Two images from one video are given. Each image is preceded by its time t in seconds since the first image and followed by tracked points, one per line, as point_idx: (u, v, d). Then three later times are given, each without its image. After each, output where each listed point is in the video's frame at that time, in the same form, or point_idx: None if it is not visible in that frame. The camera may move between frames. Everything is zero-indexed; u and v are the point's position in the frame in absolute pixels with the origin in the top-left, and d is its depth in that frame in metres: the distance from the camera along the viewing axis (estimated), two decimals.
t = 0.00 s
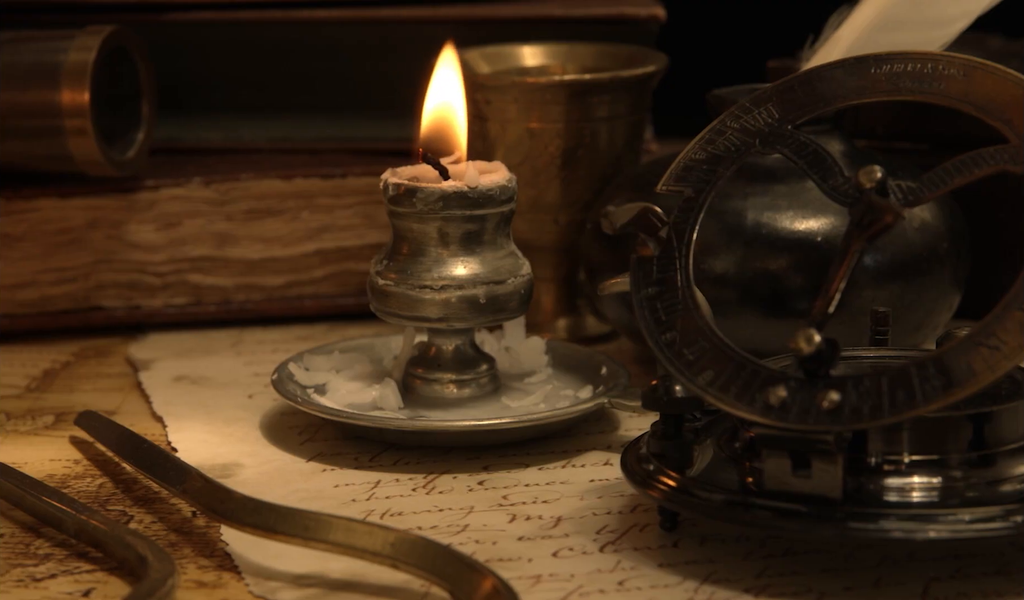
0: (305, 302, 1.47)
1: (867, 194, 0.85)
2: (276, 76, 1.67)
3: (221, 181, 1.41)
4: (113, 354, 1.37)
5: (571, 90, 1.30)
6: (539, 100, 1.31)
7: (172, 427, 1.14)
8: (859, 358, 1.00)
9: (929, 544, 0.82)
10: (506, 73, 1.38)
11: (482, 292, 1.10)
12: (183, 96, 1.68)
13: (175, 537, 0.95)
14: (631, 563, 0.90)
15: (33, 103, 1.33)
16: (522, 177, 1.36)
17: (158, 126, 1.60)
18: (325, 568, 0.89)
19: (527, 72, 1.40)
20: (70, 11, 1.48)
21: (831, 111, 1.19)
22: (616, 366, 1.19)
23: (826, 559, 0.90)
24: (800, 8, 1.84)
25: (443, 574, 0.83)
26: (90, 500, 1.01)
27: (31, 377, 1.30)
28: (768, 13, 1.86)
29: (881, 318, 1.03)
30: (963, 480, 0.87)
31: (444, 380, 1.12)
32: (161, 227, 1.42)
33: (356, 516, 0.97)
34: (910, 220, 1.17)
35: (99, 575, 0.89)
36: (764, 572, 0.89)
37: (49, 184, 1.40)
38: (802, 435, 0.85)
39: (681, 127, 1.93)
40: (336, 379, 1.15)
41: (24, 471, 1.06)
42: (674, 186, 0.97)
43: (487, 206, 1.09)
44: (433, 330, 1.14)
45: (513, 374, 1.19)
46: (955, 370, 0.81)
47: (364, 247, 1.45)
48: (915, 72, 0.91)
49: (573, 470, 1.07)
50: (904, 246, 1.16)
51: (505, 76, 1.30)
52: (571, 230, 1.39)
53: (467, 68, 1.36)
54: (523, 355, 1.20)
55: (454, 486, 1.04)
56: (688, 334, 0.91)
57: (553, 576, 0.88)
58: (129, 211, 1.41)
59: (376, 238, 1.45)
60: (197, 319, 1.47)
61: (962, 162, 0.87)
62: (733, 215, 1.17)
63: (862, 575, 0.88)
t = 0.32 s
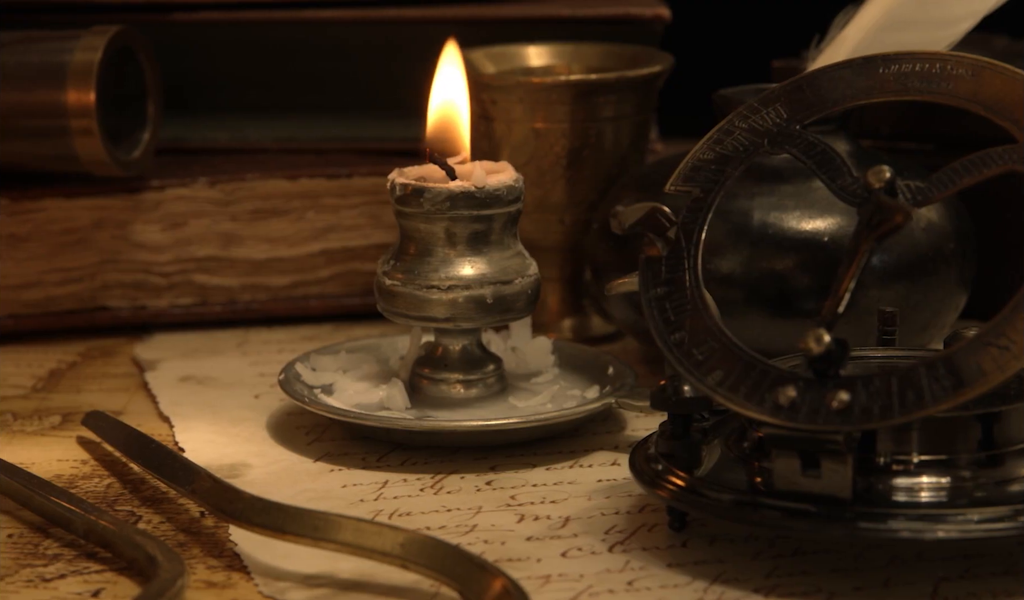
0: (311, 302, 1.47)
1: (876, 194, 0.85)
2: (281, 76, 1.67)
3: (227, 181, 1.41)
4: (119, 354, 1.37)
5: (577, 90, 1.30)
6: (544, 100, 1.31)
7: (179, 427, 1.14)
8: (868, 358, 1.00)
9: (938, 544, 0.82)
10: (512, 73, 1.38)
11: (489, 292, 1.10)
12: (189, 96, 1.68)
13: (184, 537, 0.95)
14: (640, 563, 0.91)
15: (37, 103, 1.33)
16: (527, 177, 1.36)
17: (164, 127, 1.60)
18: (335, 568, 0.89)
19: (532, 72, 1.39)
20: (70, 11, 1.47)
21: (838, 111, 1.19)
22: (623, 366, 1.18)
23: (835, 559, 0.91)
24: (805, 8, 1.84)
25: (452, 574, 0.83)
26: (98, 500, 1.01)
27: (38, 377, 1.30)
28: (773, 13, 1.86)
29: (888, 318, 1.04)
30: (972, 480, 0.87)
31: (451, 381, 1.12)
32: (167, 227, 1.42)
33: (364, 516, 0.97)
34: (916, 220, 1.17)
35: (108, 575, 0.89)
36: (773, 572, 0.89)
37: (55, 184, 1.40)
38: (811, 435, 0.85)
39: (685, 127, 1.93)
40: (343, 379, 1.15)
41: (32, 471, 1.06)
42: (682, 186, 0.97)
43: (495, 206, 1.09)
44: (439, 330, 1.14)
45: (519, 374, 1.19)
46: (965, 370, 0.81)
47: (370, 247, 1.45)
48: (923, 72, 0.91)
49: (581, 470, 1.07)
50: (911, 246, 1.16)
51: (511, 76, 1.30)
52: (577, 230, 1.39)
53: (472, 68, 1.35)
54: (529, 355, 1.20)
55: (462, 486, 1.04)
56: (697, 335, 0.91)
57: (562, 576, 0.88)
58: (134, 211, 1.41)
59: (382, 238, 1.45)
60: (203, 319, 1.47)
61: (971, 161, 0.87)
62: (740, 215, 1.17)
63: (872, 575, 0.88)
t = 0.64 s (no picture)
0: (318, 302, 1.47)
1: (888, 194, 0.86)
2: (282, 76, 1.65)
3: (234, 181, 1.41)
4: (126, 354, 1.37)
5: (585, 90, 1.29)
6: (552, 100, 1.31)
7: (188, 427, 1.14)
8: (878, 358, 1.00)
9: (949, 545, 0.82)
10: (519, 73, 1.38)
11: (498, 292, 1.10)
12: (192, 96, 1.66)
13: (196, 537, 0.95)
14: (651, 563, 0.91)
15: (44, 103, 1.33)
16: (535, 178, 1.36)
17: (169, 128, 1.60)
18: (346, 568, 0.89)
19: (540, 72, 1.39)
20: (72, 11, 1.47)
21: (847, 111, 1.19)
22: (631, 366, 1.18)
23: (847, 559, 0.91)
24: (811, 8, 1.84)
25: (465, 574, 0.83)
26: (109, 501, 1.01)
27: (46, 377, 1.30)
28: (779, 13, 1.86)
29: (898, 318, 1.04)
30: (982, 480, 0.87)
31: (460, 381, 1.12)
32: (174, 228, 1.42)
33: (375, 516, 0.97)
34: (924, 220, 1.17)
35: (120, 576, 0.89)
36: (785, 572, 0.89)
37: (62, 184, 1.40)
38: (823, 435, 0.85)
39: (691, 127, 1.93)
40: (352, 379, 1.15)
41: (41, 471, 1.06)
42: (693, 186, 0.97)
43: (504, 206, 1.09)
44: (448, 330, 1.14)
45: (528, 374, 1.19)
46: (978, 370, 0.81)
47: (377, 247, 1.45)
48: (934, 72, 0.91)
49: (591, 471, 1.07)
50: (920, 246, 1.16)
51: (519, 76, 1.30)
52: (584, 230, 1.39)
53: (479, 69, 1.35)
54: (537, 355, 1.20)
55: (472, 486, 1.04)
56: (708, 335, 0.91)
57: (574, 576, 0.88)
58: (141, 211, 1.41)
59: (389, 238, 1.45)
60: (210, 320, 1.47)
61: (982, 162, 0.87)
62: (749, 216, 1.17)
63: (883, 575, 0.88)
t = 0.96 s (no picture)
0: (327, 302, 1.46)
1: (903, 194, 0.86)
2: (297, 76, 1.64)
3: (243, 181, 1.41)
4: (136, 354, 1.37)
5: (595, 90, 1.29)
6: (562, 100, 1.31)
7: (200, 428, 1.14)
8: (892, 358, 1.00)
9: (965, 544, 0.82)
10: (529, 73, 1.38)
11: (511, 292, 1.10)
12: (204, 97, 1.66)
13: (210, 537, 0.95)
14: (667, 563, 0.91)
15: (53, 103, 1.33)
16: (545, 178, 1.36)
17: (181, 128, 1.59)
18: (362, 568, 0.89)
19: (549, 72, 1.39)
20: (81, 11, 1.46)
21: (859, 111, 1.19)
22: (643, 366, 1.18)
23: (862, 559, 0.91)
24: (818, 9, 1.84)
25: (482, 574, 0.83)
26: (122, 501, 1.01)
27: (56, 377, 1.30)
28: (787, 14, 1.86)
29: (911, 318, 1.04)
30: (997, 480, 0.87)
31: (472, 381, 1.12)
32: (184, 228, 1.42)
33: (389, 516, 0.97)
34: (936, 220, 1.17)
35: (136, 576, 0.89)
36: (801, 572, 0.89)
37: (72, 184, 1.40)
38: (840, 434, 0.85)
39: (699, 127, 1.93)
40: (364, 379, 1.15)
41: (55, 471, 1.06)
42: (707, 186, 0.97)
43: (517, 206, 1.09)
44: (460, 331, 1.14)
45: (540, 374, 1.19)
46: (994, 370, 0.81)
47: (386, 247, 1.45)
48: (949, 72, 0.91)
49: (604, 470, 1.07)
50: (932, 246, 1.16)
51: (529, 76, 1.30)
52: (594, 230, 1.39)
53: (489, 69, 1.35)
54: (549, 355, 1.20)
55: (486, 486, 1.04)
56: (724, 335, 0.91)
57: (590, 577, 0.88)
58: (151, 211, 1.41)
59: (398, 238, 1.45)
60: (219, 320, 1.47)
61: (997, 162, 0.87)
62: (760, 216, 1.17)
63: (898, 575, 0.88)
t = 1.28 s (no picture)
0: (338, 302, 1.46)
1: (922, 194, 0.86)
2: (298, 76, 1.64)
3: (254, 181, 1.41)
4: (148, 354, 1.37)
5: (607, 90, 1.29)
6: (574, 100, 1.31)
7: (214, 428, 1.14)
8: (908, 358, 1.00)
9: (983, 544, 0.82)
10: (540, 73, 1.38)
11: (526, 292, 1.10)
12: (207, 95, 1.66)
13: (227, 538, 0.95)
14: (685, 563, 0.91)
15: (65, 103, 1.32)
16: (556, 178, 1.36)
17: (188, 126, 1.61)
18: (380, 569, 0.89)
19: (560, 72, 1.39)
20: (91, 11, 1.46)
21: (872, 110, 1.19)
22: (657, 366, 1.18)
23: (879, 559, 0.91)
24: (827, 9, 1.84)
25: (502, 575, 0.83)
26: (139, 501, 1.01)
27: (69, 378, 1.30)
28: (795, 14, 1.86)
29: (926, 318, 1.04)
30: (1015, 480, 0.87)
31: (487, 381, 1.12)
32: (195, 228, 1.42)
33: (406, 516, 0.97)
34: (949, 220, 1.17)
35: (154, 576, 0.88)
36: (819, 572, 0.89)
37: (83, 184, 1.40)
38: (858, 435, 0.85)
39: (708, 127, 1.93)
40: (378, 379, 1.16)
41: (70, 471, 1.06)
42: (724, 186, 0.97)
43: (531, 206, 1.09)
44: (475, 331, 1.14)
45: (553, 374, 1.19)
46: (1013, 370, 0.81)
47: (397, 247, 1.45)
48: (965, 72, 0.91)
49: (619, 471, 1.07)
50: (945, 246, 1.16)
51: (541, 76, 1.30)
52: (606, 230, 1.39)
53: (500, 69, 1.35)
54: (563, 355, 1.20)
55: (502, 486, 1.04)
56: (742, 335, 0.91)
57: (608, 577, 0.88)
58: (162, 211, 1.40)
59: (409, 238, 1.45)
60: (230, 320, 1.46)
61: (1014, 162, 0.87)
62: (774, 216, 1.17)
63: (917, 575, 0.88)
